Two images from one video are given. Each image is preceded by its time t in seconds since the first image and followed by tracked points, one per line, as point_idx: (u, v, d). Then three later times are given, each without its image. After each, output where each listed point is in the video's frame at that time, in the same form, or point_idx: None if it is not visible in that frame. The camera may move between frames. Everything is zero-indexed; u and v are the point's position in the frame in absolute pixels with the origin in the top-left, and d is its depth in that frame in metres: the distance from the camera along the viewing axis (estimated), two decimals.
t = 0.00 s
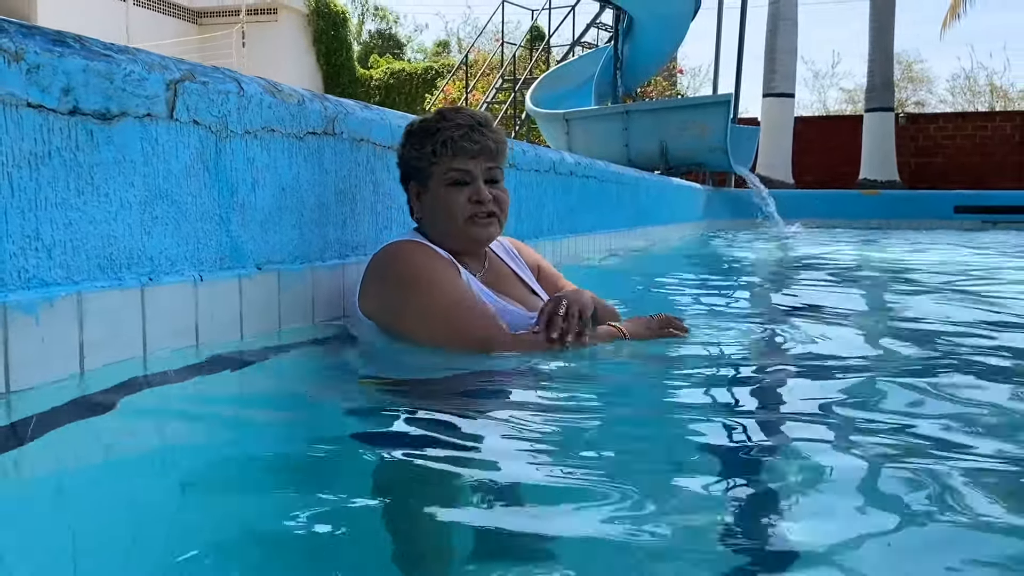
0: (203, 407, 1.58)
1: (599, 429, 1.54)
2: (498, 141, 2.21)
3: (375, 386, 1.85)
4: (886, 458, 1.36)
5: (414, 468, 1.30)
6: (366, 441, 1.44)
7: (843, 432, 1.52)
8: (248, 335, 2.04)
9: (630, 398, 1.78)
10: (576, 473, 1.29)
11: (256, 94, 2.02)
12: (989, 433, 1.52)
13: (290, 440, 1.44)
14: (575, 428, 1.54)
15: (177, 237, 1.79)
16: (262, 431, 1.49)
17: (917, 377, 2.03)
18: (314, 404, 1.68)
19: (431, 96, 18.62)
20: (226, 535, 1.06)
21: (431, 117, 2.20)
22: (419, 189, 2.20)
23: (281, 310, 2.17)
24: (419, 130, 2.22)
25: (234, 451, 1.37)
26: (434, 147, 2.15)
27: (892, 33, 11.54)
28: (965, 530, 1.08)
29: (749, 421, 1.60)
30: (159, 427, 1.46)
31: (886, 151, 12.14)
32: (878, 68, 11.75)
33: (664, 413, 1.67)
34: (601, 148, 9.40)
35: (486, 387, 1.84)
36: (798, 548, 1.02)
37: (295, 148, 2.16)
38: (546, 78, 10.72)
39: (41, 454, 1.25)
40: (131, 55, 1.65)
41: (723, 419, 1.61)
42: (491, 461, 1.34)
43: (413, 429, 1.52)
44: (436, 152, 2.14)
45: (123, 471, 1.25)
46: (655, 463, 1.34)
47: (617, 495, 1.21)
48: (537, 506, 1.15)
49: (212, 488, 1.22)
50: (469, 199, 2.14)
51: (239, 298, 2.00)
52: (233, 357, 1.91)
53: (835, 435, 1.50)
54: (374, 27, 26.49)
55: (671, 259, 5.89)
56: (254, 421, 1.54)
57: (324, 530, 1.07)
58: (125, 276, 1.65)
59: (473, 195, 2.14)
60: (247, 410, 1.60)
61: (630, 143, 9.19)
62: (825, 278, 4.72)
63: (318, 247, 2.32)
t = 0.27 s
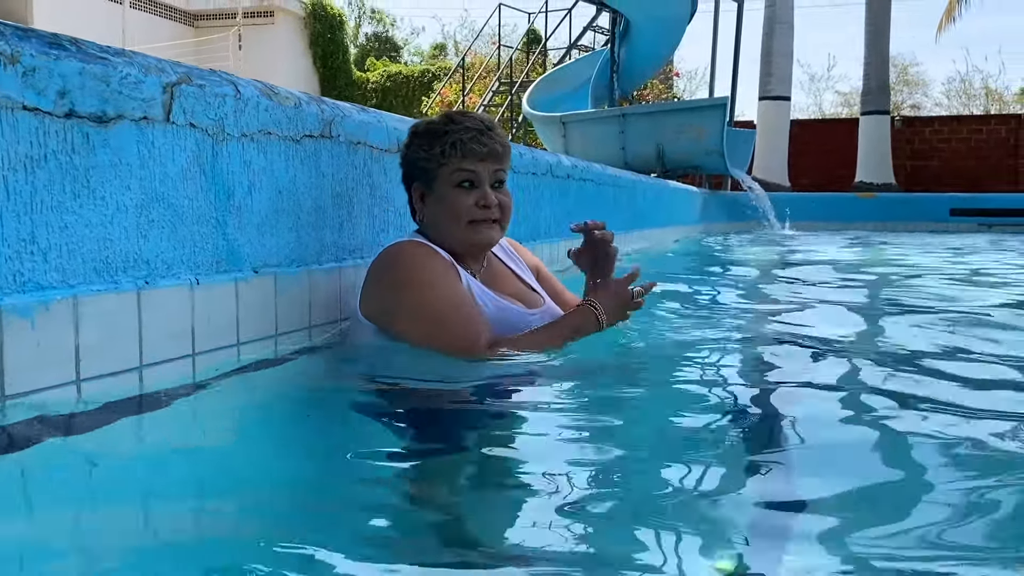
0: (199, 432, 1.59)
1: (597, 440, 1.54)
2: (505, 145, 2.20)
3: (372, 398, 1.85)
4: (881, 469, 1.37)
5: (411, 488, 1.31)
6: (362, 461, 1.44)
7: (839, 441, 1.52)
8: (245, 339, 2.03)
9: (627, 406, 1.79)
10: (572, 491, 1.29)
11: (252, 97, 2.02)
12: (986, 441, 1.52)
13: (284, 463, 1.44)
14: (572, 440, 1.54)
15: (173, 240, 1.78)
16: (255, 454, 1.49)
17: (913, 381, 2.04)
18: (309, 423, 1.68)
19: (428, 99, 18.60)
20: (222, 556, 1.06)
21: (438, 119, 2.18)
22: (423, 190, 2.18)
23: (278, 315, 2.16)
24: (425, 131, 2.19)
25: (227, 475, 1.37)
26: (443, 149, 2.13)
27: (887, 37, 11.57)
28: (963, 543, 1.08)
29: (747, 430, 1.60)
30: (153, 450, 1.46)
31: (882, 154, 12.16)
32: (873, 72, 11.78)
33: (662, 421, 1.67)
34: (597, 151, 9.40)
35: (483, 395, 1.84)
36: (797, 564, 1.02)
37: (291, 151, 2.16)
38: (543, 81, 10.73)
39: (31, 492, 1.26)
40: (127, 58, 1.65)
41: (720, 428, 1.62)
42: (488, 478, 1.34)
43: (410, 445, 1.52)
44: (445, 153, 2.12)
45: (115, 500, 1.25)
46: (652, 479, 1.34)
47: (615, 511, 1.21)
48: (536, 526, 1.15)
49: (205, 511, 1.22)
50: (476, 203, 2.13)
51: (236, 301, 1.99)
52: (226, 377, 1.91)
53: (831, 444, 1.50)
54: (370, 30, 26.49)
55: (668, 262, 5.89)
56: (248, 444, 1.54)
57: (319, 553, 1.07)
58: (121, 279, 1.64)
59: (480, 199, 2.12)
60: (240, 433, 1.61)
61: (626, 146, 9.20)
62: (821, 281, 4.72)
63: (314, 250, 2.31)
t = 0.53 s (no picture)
0: (190, 429, 1.58)
1: (587, 437, 1.54)
2: (496, 152, 2.18)
3: (363, 399, 1.85)
4: (869, 466, 1.37)
5: (402, 483, 1.31)
6: (354, 458, 1.44)
7: (830, 438, 1.53)
8: (234, 342, 2.03)
9: (615, 406, 1.79)
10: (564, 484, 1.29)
11: (243, 100, 2.02)
12: (977, 439, 1.53)
13: (275, 459, 1.44)
14: (562, 437, 1.54)
15: (163, 243, 1.78)
16: (246, 451, 1.48)
17: (903, 383, 2.04)
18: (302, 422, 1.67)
19: (423, 102, 18.56)
20: (212, 554, 1.06)
21: (429, 122, 2.15)
22: (412, 194, 2.17)
23: (268, 318, 2.16)
24: (416, 132, 2.17)
25: (220, 472, 1.37)
26: (432, 155, 2.11)
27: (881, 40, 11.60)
28: (953, 539, 1.09)
29: (736, 427, 1.60)
30: (141, 448, 1.46)
31: (876, 157, 12.19)
32: (867, 75, 11.81)
33: (649, 420, 1.68)
34: (591, 154, 9.41)
35: (474, 396, 1.83)
36: (788, 560, 1.02)
37: (281, 154, 2.16)
38: (537, 84, 10.74)
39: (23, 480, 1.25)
40: (116, 61, 1.65)
41: (711, 427, 1.62)
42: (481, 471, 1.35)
43: (402, 442, 1.52)
44: (433, 159, 2.11)
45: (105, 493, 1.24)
46: (642, 474, 1.34)
47: (607, 506, 1.21)
48: (528, 517, 1.16)
49: (194, 508, 1.21)
50: (461, 212, 2.13)
51: (226, 304, 1.99)
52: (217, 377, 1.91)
53: (822, 441, 1.51)
54: (366, 33, 26.49)
55: (661, 264, 5.89)
56: (238, 441, 1.54)
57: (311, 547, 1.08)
58: (110, 282, 1.64)
59: (466, 209, 2.12)
60: (235, 429, 1.60)
61: (620, 149, 9.21)
62: (813, 283, 4.73)
63: (305, 252, 2.31)
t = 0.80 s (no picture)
0: (182, 421, 1.58)
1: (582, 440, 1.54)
2: (494, 152, 2.19)
3: (358, 401, 1.85)
4: (863, 467, 1.38)
5: (398, 481, 1.31)
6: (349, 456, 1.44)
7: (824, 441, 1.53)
8: (228, 346, 2.03)
9: (610, 409, 1.79)
10: (560, 484, 1.30)
11: (236, 105, 2.02)
12: (968, 441, 1.54)
13: (269, 456, 1.44)
14: (557, 439, 1.54)
15: (156, 248, 1.78)
16: (241, 447, 1.48)
17: (896, 386, 2.05)
18: (297, 421, 1.68)
19: (418, 105, 18.54)
20: (206, 546, 1.06)
21: (424, 127, 2.15)
22: (412, 199, 2.17)
23: (261, 321, 2.16)
24: (412, 138, 2.17)
25: (215, 466, 1.38)
26: (430, 157, 2.11)
27: (874, 44, 11.64)
28: (945, 537, 1.09)
29: (729, 430, 1.61)
30: (133, 440, 1.46)
31: (869, 161, 12.23)
32: (861, 79, 11.84)
33: (642, 423, 1.68)
34: (586, 158, 9.43)
35: (469, 399, 1.84)
36: (783, 556, 1.03)
37: (275, 158, 2.16)
38: (532, 87, 10.76)
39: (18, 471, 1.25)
40: (109, 66, 1.65)
41: (703, 430, 1.62)
42: (477, 472, 1.35)
43: (397, 444, 1.52)
44: (432, 162, 2.11)
45: (101, 486, 1.25)
46: (637, 475, 1.34)
47: (602, 504, 1.21)
48: (525, 517, 1.16)
49: (188, 501, 1.22)
50: (463, 213, 2.13)
51: (218, 308, 1.99)
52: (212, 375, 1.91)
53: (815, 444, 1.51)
54: (360, 37, 26.48)
55: (655, 268, 5.90)
56: (233, 437, 1.54)
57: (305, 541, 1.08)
58: (102, 287, 1.64)
59: (468, 209, 2.13)
60: (230, 426, 1.60)
61: (615, 153, 9.22)
62: (807, 287, 4.74)
63: (299, 257, 2.31)
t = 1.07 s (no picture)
0: (180, 423, 1.58)
1: (580, 442, 1.54)
2: (497, 157, 2.18)
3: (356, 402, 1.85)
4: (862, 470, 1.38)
5: (395, 484, 1.31)
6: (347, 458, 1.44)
7: (824, 443, 1.53)
8: (224, 349, 2.03)
9: (607, 412, 1.79)
10: (563, 486, 1.30)
11: (232, 107, 2.02)
12: (968, 443, 1.54)
13: (266, 457, 1.44)
14: (556, 442, 1.54)
15: (152, 251, 1.78)
16: (239, 448, 1.48)
17: (893, 387, 2.05)
18: (294, 422, 1.67)
19: (413, 108, 18.55)
20: (204, 550, 1.06)
21: (430, 130, 2.14)
22: (414, 202, 2.17)
23: (257, 324, 2.16)
24: (416, 140, 2.16)
25: (212, 468, 1.37)
26: (435, 162, 2.11)
27: (868, 47, 11.67)
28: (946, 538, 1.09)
29: (727, 433, 1.61)
30: (129, 442, 1.45)
31: (864, 164, 12.26)
32: (855, 82, 11.87)
33: (640, 425, 1.68)
34: (581, 161, 9.43)
35: (467, 401, 1.83)
36: (782, 561, 1.03)
37: (271, 162, 2.16)
38: (527, 90, 10.77)
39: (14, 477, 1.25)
40: (105, 69, 1.65)
41: (700, 432, 1.62)
42: (480, 474, 1.35)
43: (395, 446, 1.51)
44: (436, 166, 2.10)
45: (97, 490, 1.24)
46: (638, 477, 1.34)
47: (603, 507, 1.21)
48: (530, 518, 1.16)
49: (185, 506, 1.21)
50: (466, 217, 2.13)
51: (214, 311, 1.99)
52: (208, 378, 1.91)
53: (817, 446, 1.51)
54: (355, 40, 26.49)
55: (651, 271, 5.91)
56: (231, 438, 1.54)
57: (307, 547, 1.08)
58: (98, 290, 1.64)
59: (470, 214, 2.12)
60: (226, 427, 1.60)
61: (610, 156, 9.23)
62: (803, 290, 4.75)
63: (295, 259, 2.31)
